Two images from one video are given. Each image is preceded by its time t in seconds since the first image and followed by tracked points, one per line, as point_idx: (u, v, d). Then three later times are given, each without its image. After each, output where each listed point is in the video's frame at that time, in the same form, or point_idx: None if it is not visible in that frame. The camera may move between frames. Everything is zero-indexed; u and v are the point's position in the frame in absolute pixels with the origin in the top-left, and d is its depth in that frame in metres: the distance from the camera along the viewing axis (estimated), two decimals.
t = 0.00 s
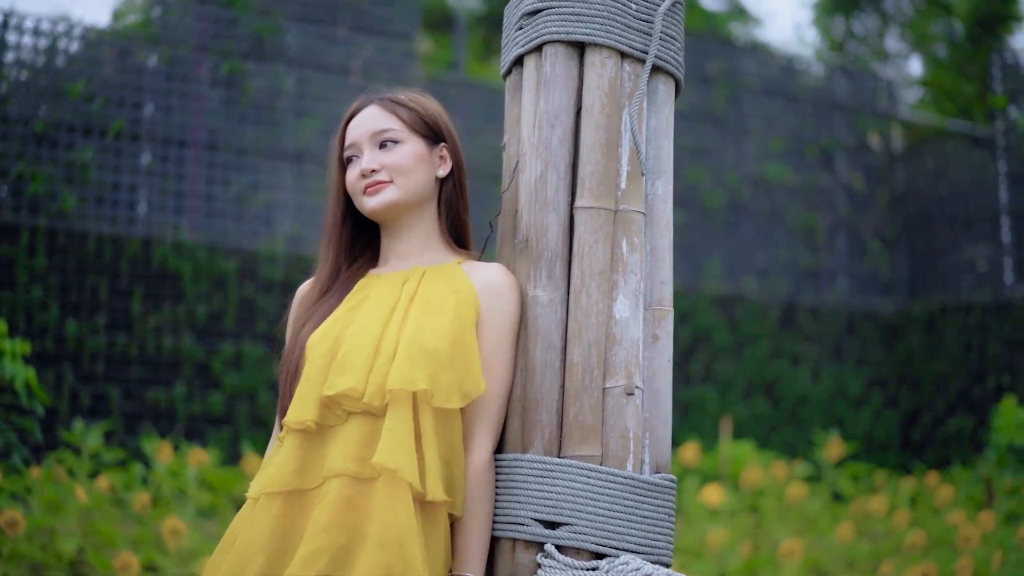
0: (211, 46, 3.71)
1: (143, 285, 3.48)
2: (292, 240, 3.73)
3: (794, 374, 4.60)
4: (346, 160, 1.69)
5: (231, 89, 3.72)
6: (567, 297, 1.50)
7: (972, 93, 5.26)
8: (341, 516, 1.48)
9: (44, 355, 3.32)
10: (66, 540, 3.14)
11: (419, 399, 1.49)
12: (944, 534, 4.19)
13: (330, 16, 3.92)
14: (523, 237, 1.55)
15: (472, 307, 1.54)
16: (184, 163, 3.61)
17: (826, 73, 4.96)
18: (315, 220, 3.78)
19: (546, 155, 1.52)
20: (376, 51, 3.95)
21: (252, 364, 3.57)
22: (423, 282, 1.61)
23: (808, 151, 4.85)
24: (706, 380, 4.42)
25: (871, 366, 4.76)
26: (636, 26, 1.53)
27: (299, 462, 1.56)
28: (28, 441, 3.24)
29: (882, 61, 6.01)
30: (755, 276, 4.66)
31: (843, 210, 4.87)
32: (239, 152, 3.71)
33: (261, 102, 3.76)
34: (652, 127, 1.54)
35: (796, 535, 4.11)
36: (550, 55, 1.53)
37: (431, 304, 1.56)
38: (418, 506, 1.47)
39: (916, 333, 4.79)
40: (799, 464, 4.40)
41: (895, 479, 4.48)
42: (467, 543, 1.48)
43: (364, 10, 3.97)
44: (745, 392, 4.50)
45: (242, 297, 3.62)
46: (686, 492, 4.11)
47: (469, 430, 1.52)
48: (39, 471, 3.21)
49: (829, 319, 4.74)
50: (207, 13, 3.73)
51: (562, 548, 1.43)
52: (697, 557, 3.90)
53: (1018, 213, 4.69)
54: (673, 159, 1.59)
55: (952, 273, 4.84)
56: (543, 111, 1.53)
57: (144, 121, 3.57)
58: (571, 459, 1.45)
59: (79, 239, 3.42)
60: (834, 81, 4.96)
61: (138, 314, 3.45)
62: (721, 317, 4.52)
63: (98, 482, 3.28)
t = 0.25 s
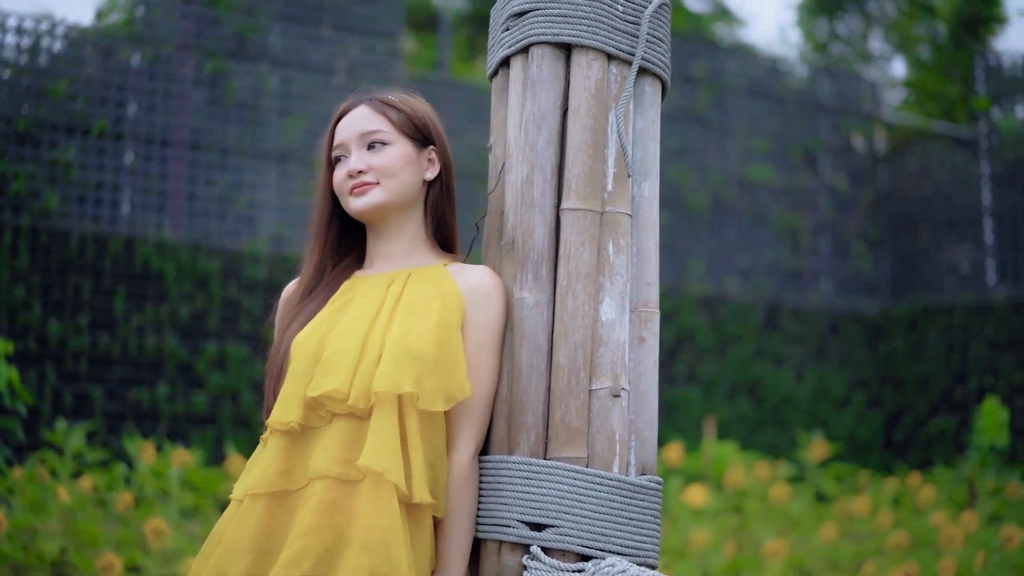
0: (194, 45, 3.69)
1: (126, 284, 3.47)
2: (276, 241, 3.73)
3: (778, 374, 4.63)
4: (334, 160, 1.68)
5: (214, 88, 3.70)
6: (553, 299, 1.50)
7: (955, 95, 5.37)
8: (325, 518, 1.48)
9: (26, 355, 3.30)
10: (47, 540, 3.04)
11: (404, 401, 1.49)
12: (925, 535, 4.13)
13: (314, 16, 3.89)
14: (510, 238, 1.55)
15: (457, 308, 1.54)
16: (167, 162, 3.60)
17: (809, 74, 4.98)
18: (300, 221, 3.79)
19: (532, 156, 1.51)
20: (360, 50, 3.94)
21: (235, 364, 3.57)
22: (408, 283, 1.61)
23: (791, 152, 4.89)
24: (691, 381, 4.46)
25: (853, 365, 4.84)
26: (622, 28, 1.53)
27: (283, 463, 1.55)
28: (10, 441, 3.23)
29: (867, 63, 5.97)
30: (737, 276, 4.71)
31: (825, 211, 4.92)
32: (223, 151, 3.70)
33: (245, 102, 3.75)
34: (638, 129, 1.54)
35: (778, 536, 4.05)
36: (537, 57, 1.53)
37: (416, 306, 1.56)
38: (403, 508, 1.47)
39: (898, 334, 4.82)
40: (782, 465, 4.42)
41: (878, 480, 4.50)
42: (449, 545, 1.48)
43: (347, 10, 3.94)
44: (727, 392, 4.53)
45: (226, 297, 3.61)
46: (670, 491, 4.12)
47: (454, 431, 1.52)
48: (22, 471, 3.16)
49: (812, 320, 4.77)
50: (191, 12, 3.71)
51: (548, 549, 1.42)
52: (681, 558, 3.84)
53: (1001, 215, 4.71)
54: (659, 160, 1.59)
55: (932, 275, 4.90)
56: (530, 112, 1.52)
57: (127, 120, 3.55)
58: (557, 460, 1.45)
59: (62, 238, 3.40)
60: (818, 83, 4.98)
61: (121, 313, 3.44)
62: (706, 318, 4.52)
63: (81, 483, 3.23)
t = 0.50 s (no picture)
0: (180, 45, 3.68)
1: (111, 284, 3.45)
2: (262, 241, 3.73)
3: (764, 375, 4.65)
4: (325, 160, 1.68)
5: (200, 87, 3.69)
6: (542, 301, 1.50)
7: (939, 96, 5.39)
8: (312, 520, 1.47)
9: (11, 355, 3.27)
10: (32, 540, 3.04)
11: (392, 404, 1.48)
12: (911, 535, 4.18)
13: (300, 15, 3.87)
14: (498, 239, 1.55)
15: (445, 310, 1.53)
16: (153, 162, 3.58)
17: (795, 75, 4.99)
18: (286, 221, 3.77)
19: (520, 158, 1.51)
20: (347, 50, 3.93)
21: (220, 364, 3.55)
22: (396, 285, 1.61)
23: (778, 153, 4.90)
24: (677, 381, 4.46)
25: (838, 366, 4.85)
26: (611, 29, 1.53)
27: (270, 465, 1.55)
28: None
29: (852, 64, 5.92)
30: (724, 277, 4.71)
31: (811, 213, 4.94)
32: (209, 151, 3.68)
33: (231, 101, 3.73)
34: (627, 131, 1.54)
35: (765, 536, 4.09)
36: (526, 58, 1.53)
37: (405, 308, 1.56)
38: (390, 510, 1.46)
39: (883, 335, 4.85)
40: (768, 466, 4.43)
41: (863, 480, 4.52)
42: (436, 548, 1.48)
43: (335, 9, 3.94)
44: (714, 393, 4.53)
45: (211, 297, 3.60)
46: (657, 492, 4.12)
47: (441, 433, 1.52)
48: (6, 471, 3.15)
49: (797, 320, 4.79)
50: (177, 11, 3.69)
51: (536, 551, 1.42)
52: (667, 558, 3.86)
53: (986, 217, 4.74)
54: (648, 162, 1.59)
55: (919, 277, 4.91)
56: (519, 114, 1.52)
57: (113, 119, 3.53)
58: (545, 462, 1.45)
59: (47, 238, 3.38)
60: (803, 84, 5.00)
61: (106, 313, 3.42)
62: (691, 318, 4.53)
63: (66, 483, 3.22)
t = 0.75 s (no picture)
0: (166, 44, 3.66)
1: (95, 284, 3.42)
2: (247, 241, 3.70)
3: (748, 376, 4.66)
4: (317, 160, 1.67)
5: (186, 87, 3.67)
6: (530, 303, 1.50)
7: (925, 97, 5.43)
8: (299, 523, 1.47)
9: None
10: (17, 541, 3.07)
11: (380, 406, 1.48)
12: (896, 535, 4.20)
13: (286, 15, 3.88)
14: (487, 241, 1.55)
15: (434, 313, 1.53)
16: (138, 161, 3.56)
17: (781, 76, 5.00)
18: (270, 221, 3.75)
19: (509, 160, 1.51)
20: (332, 50, 3.93)
21: (205, 363, 3.53)
22: (385, 288, 1.60)
23: (763, 153, 4.92)
24: (662, 382, 4.47)
25: (823, 367, 4.84)
26: (600, 31, 1.53)
27: (258, 467, 1.54)
28: None
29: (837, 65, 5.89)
30: (710, 278, 4.72)
31: (797, 213, 4.96)
32: (194, 150, 3.66)
33: (216, 100, 3.72)
34: (616, 133, 1.54)
35: (750, 538, 4.09)
36: (514, 60, 1.53)
37: (393, 310, 1.55)
38: (377, 512, 1.46)
39: (867, 335, 4.88)
40: (752, 467, 4.42)
41: (848, 481, 4.54)
42: (423, 550, 1.48)
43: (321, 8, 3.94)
44: (699, 393, 4.54)
45: (195, 297, 3.58)
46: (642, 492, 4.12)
47: (429, 435, 1.52)
48: None
49: (783, 321, 4.80)
50: (162, 10, 3.67)
51: (524, 553, 1.42)
52: (651, 559, 3.88)
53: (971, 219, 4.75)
54: (637, 164, 1.59)
55: (905, 276, 4.94)
56: (508, 116, 1.52)
57: (98, 119, 3.51)
58: (534, 464, 1.45)
59: (31, 237, 3.37)
60: (789, 85, 5.01)
61: (91, 313, 3.39)
62: (677, 320, 4.53)
63: (51, 483, 3.22)
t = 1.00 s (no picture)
0: (152, 43, 3.64)
1: (81, 283, 3.41)
2: (233, 240, 3.71)
3: (734, 379, 4.66)
4: (310, 159, 1.67)
5: (171, 86, 3.66)
6: (520, 304, 1.50)
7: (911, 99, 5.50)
8: (288, 524, 1.46)
9: None
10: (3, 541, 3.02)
11: (369, 406, 1.47)
12: (881, 535, 4.23)
13: (272, 14, 3.89)
14: (477, 242, 1.55)
15: (424, 314, 1.53)
16: (124, 160, 3.54)
17: (767, 78, 5.05)
18: (255, 220, 3.77)
19: (499, 160, 1.51)
20: (318, 49, 3.97)
21: (190, 364, 3.53)
22: (374, 289, 1.60)
23: (748, 154, 4.95)
24: (648, 382, 4.45)
25: (809, 368, 4.88)
26: (590, 32, 1.53)
27: (247, 468, 1.54)
28: None
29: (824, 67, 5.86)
30: (696, 279, 4.73)
31: (782, 214, 5.00)
32: (180, 150, 3.66)
33: (202, 100, 3.71)
34: (606, 134, 1.54)
35: (736, 538, 4.10)
36: (504, 61, 1.53)
37: (383, 311, 1.55)
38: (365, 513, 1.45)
39: (851, 335, 4.91)
40: (739, 467, 4.46)
41: (833, 482, 4.57)
42: (413, 552, 1.47)
43: (307, 8, 3.97)
44: (686, 393, 4.54)
45: (181, 297, 3.57)
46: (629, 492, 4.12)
47: (419, 436, 1.51)
48: None
49: (768, 321, 4.82)
50: (147, 9, 3.65)
51: (514, 555, 1.42)
52: (638, 559, 3.87)
53: (956, 221, 4.77)
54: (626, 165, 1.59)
55: (892, 278, 4.95)
56: (498, 117, 1.52)
57: (83, 118, 3.48)
58: (523, 466, 1.44)
59: (16, 237, 3.34)
60: (774, 87, 5.05)
61: (76, 313, 3.37)
62: (663, 321, 4.54)
63: (36, 484, 3.19)
